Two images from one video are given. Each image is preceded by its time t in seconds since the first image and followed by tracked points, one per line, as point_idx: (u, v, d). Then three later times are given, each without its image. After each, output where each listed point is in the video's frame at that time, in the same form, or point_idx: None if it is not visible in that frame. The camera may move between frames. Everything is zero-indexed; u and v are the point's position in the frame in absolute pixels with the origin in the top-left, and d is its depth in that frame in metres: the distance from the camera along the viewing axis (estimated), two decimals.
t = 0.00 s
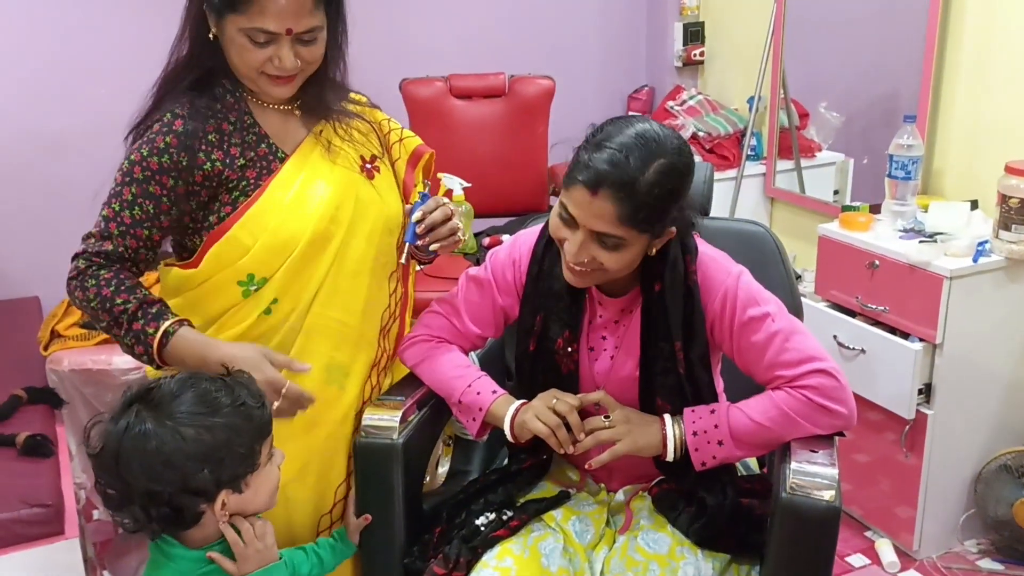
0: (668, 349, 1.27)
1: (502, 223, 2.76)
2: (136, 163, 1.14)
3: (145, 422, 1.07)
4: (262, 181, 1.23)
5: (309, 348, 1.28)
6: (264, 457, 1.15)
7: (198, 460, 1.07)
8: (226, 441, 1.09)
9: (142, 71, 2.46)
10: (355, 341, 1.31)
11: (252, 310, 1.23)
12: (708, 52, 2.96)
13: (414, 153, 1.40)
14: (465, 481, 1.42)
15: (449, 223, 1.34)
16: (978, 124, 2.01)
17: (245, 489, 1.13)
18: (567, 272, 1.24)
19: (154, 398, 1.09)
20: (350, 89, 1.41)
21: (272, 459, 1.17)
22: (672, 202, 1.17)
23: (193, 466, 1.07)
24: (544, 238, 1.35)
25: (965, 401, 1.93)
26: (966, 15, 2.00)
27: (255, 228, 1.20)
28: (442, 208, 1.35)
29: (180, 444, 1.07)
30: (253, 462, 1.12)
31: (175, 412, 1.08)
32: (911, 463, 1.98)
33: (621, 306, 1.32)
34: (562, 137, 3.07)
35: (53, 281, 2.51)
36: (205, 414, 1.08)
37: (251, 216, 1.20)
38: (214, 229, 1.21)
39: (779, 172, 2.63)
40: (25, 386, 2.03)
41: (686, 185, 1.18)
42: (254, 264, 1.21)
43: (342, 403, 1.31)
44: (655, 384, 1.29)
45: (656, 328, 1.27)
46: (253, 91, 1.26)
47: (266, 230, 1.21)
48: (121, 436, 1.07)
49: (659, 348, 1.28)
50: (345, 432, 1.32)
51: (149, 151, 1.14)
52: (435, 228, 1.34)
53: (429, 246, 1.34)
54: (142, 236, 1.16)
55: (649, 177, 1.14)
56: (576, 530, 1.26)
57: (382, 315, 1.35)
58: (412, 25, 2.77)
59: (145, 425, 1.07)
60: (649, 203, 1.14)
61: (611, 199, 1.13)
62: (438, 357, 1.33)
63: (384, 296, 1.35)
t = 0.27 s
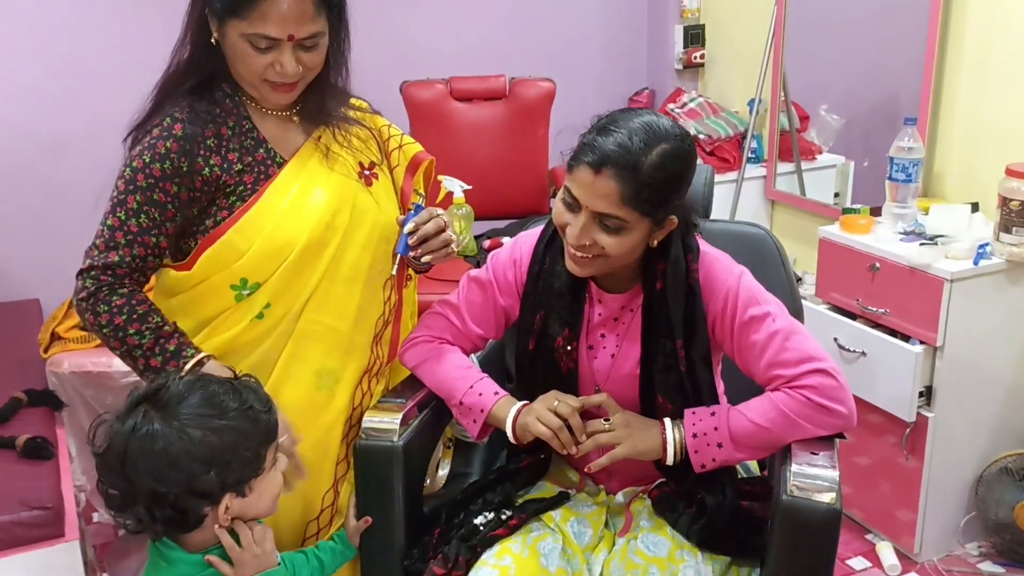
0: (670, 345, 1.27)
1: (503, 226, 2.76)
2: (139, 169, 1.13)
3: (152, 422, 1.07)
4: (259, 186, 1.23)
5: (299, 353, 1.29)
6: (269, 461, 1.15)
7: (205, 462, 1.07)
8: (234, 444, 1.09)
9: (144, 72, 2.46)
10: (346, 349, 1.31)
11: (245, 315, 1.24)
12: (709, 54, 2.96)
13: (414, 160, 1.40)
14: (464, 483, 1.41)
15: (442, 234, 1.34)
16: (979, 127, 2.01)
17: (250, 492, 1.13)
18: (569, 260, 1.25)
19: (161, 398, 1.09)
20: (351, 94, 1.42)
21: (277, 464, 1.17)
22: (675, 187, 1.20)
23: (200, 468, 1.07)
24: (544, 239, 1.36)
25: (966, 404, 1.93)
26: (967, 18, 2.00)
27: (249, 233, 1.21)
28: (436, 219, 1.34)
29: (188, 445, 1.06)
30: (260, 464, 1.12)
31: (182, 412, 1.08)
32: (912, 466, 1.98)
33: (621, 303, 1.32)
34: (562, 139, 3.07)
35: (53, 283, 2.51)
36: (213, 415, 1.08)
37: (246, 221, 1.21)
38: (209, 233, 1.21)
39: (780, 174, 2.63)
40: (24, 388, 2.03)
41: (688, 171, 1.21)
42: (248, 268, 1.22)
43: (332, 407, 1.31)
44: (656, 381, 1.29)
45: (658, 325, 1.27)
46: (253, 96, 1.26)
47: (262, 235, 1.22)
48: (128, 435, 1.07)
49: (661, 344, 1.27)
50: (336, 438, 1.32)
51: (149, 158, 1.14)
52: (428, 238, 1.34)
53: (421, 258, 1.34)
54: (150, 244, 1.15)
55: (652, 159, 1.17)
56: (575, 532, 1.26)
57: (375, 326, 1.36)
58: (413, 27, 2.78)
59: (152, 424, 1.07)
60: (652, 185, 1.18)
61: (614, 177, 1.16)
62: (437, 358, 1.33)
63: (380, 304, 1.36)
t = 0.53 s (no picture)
0: (672, 347, 1.27)
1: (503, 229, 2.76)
2: (144, 178, 1.14)
3: (152, 429, 1.07)
4: (258, 193, 1.23)
5: (296, 360, 1.28)
6: (270, 468, 1.16)
7: (206, 470, 1.07)
8: (235, 451, 1.09)
9: (145, 76, 2.46)
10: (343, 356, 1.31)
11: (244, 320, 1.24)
12: (709, 58, 2.96)
13: (410, 164, 1.40)
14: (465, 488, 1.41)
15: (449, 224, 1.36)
16: (978, 131, 2.02)
17: (250, 498, 1.13)
18: (569, 255, 1.26)
19: (162, 405, 1.09)
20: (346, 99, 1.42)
21: (277, 469, 1.17)
22: (668, 169, 1.22)
23: (201, 475, 1.07)
24: (545, 244, 1.37)
25: (966, 408, 1.93)
26: (967, 22, 2.01)
27: (249, 239, 1.21)
28: (443, 208, 1.36)
29: (189, 452, 1.06)
30: (260, 471, 1.12)
31: (183, 420, 1.08)
32: (913, 470, 1.98)
33: (623, 306, 1.32)
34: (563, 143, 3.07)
35: (53, 287, 2.51)
36: (214, 421, 1.08)
37: (243, 230, 1.20)
38: (208, 240, 1.21)
39: (780, 178, 2.63)
40: (25, 392, 2.03)
41: (680, 156, 1.24)
42: (248, 275, 1.22)
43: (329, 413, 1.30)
44: (658, 384, 1.29)
45: (660, 327, 1.28)
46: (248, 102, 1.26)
47: (262, 240, 1.21)
48: (128, 443, 1.07)
49: (663, 347, 1.27)
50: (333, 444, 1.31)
51: (151, 165, 1.15)
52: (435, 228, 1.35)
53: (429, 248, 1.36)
54: (157, 252, 1.17)
55: (643, 140, 1.20)
56: (576, 537, 1.25)
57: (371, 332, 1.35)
58: (414, 31, 2.78)
59: (152, 431, 1.07)
60: (645, 164, 1.20)
61: (606, 158, 1.19)
62: (437, 360, 1.33)
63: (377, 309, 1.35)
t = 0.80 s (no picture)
0: (673, 347, 1.27)
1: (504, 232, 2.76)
2: (133, 178, 1.14)
3: (146, 432, 1.07)
4: (255, 194, 1.23)
5: (302, 359, 1.31)
6: (265, 469, 1.16)
7: (202, 472, 1.07)
8: (229, 452, 1.09)
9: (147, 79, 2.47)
10: (345, 354, 1.34)
11: (246, 320, 1.25)
12: (710, 61, 2.97)
13: (410, 162, 1.41)
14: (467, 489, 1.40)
15: (444, 235, 1.37)
16: (979, 133, 2.02)
17: (245, 500, 1.13)
18: (564, 251, 1.26)
19: (155, 409, 1.09)
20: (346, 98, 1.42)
21: (271, 471, 1.17)
22: (650, 155, 1.23)
23: (196, 478, 1.06)
24: (545, 246, 1.37)
25: (968, 410, 1.93)
26: (968, 24, 2.01)
27: (247, 239, 1.21)
28: (438, 219, 1.37)
29: (184, 454, 1.06)
30: (254, 473, 1.12)
31: (176, 422, 1.08)
32: (914, 473, 1.97)
33: (623, 307, 1.32)
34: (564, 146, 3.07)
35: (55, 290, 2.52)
36: (207, 424, 1.08)
37: (241, 230, 1.21)
38: (207, 241, 1.21)
39: (781, 181, 2.63)
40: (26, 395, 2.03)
41: (662, 142, 1.24)
42: (247, 275, 1.22)
43: (335, 411, 1.34)
44: (660, 384, 1.28)
45: (661, 327, 1.28)
46: (248, 102, 1.27)
47: (258, 243, 1.22)
48: (122, 446, 1.06)
49: (664, 347, 1.27)
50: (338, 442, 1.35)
51: (145, 166, 1.15)
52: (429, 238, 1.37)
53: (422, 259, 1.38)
54: (141, 251, 1.16)
55: (619, 127, 1.21)
56: (577, 539, 1.25)
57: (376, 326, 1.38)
58: (416, 34, 2.78)
59: (146, 434, 1.06)
60: (623, 150, 1.20)
61: (584, 147, 1.20)
62: (438, 361, 1.33)
63: (381, 303, 1.38)
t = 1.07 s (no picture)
0: (672, 347, 1.26)
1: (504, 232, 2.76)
2: (144, 169, 1.19)
3: (145, 432, 1.06)
4: (259, 181, 1.27)
5: (307, 343, 1.34)
6: (263, 470, 1.16)
7: (201, 472, 1.06)
8: (228, 452, 1.08)
9: (147, 79, 2.46)
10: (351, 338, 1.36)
11: (252, 306, 1.28)
12: (710, 62, 2.96)
13: (417, 150, 1.43)
14: (467, 490, 1.40)
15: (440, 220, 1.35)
16: (980, 133, 2.01)
17: (244, 501, 1.13)
18: (560, 251, 1.27)
19: (153, 408, 1.09)
20: (353, 88, 1.44)
21: (271, 472, 1.17)
22: (647, 157, 1.22)
23: (196, 477, 1.06)
24: (544, 245, 1.37)
25: (969, 410, 1.93)
26: (969, 24, 2.01)
27: (250, 227, 1.25)
28: (434, 204, 1.35)
29: (183, 454, 1.06)
30: (254, 473, 1.12)
31: (175, 422, 1.07)
32: (915, 473, 1.97)
33: (622, 306, 1.32)
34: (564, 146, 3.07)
35: (55, 291, 2.52)
36: (206, 424, 1.08)
37: (245, 216, 1.25)
38: (214, 228, 1.26)
39: (781, 181, 2.63)
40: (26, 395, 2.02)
41: (660, 144, 1.24)
42: (251, 261, 1.26)
43: (340, 394, 1.37)
44: (658, 384, 1.28)
45: (660, 327, 1.27)
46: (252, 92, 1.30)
47: (260, 229, 1.25)
48: (121, 446, 1.05)
49: (662, 346, 1.27)
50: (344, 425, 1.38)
51: (153, 157, 1.20)
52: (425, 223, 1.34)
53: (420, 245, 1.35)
54: (154, 240, 1.22)
55: (616, 129, 1.21)
56: (577, 539, 1.25)
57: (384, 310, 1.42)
58: (416, 34, 2.78)
59: (145, 434, 1.06)
60: (619, 151, 1.20)
61: (580, 148, 1.20)
62: (438, 361, 1.33)
63: (387, 288, 1.41)
